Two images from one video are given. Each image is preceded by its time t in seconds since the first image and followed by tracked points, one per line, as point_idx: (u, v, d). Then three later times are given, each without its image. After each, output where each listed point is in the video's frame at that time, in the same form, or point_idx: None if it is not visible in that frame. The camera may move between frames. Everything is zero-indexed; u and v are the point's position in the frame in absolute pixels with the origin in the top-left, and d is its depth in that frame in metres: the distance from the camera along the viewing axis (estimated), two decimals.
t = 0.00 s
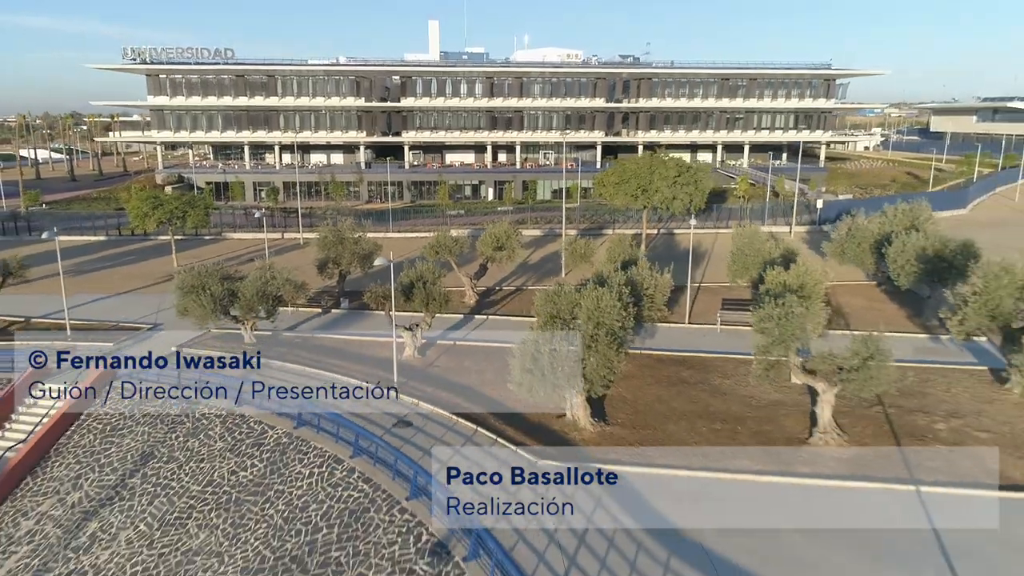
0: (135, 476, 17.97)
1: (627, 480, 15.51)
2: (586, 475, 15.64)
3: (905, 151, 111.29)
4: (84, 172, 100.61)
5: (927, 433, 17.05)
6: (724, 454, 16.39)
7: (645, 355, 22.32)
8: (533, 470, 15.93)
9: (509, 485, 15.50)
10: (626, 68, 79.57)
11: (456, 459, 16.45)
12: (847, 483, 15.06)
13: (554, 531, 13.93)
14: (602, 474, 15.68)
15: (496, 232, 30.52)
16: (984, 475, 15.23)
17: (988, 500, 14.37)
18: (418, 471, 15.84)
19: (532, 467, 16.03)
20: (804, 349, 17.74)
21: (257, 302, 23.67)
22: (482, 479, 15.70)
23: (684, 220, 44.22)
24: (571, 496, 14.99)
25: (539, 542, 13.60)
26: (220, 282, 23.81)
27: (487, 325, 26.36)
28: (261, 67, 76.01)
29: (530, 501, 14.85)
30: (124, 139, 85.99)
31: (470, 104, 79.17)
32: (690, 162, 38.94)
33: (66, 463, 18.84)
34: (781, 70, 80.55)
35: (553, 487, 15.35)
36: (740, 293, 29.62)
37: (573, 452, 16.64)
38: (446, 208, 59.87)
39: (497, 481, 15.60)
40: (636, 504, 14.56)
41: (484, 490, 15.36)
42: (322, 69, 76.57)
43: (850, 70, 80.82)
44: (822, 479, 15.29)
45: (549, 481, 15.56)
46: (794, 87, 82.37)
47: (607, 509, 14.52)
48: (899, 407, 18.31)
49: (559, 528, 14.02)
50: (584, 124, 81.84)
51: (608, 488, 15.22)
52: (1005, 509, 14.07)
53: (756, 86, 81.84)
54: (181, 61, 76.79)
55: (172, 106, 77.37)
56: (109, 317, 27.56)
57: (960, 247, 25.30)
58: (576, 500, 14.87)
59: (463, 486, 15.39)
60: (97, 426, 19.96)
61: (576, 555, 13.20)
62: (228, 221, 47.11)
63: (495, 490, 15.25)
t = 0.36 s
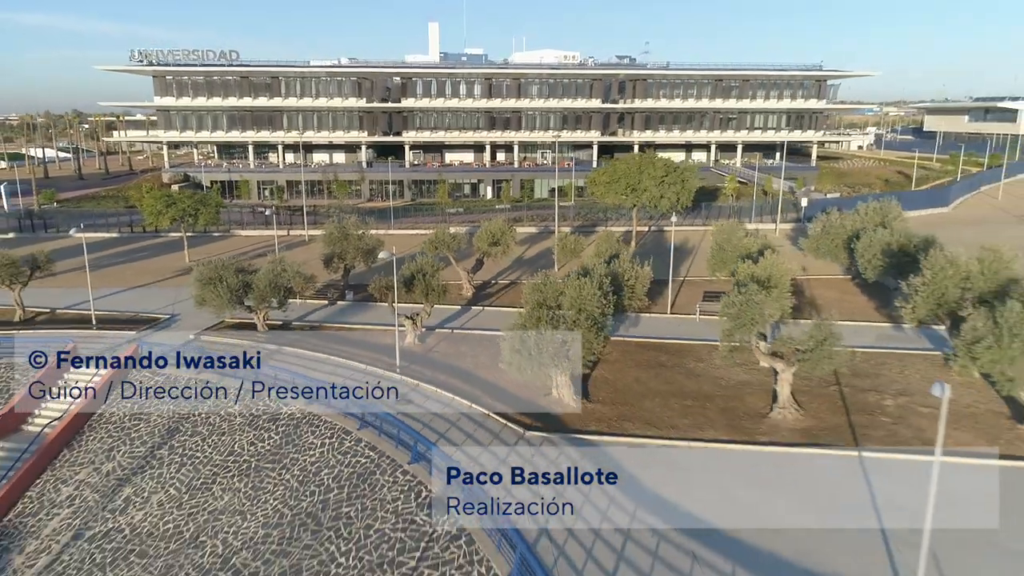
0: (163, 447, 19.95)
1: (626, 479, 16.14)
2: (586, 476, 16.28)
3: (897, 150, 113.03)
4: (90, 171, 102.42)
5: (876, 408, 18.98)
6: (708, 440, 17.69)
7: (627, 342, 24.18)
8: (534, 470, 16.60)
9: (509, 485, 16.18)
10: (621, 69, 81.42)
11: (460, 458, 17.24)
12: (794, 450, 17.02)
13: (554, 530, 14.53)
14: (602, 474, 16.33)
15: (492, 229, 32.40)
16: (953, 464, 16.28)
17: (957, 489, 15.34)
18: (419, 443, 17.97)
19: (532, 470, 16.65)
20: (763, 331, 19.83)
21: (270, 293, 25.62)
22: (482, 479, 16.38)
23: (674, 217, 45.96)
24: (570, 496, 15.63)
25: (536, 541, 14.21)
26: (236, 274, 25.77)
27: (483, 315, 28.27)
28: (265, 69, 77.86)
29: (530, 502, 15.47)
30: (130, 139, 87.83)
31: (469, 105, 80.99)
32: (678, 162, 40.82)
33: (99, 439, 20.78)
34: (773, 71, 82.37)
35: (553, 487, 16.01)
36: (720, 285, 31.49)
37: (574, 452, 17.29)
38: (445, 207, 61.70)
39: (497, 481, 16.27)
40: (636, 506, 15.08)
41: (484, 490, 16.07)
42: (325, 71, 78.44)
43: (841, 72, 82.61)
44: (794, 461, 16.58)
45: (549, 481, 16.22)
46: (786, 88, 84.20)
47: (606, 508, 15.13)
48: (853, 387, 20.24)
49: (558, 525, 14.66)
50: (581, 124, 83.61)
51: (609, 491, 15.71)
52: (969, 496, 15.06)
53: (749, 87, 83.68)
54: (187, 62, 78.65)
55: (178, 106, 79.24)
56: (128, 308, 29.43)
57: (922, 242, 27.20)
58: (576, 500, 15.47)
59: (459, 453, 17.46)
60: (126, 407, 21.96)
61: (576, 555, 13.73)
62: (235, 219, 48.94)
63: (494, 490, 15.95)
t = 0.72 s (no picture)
0: (188, 423, 21.92)
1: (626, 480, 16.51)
2: (586, 475, 16.72)
3: (889, 150, 114.92)
4: (97, 170, 104.34)
5: (835, 388, 20.85)
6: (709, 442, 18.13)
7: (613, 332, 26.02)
8: (534, 470, 17.01)
9: (509, 484, 16.60)
10: (616, 71, 83.29)
11: (462, 456, 17.82)
12: (756, 424, 18.92)
13: (553, 529, 14.91)
14: (601, 474, 16.76)
15: (488, 227, 34.31)
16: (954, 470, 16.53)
17: (958, 496, 15.56)
18: (420, 418, 19.78)
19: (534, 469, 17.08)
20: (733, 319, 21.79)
21: (281, 286, 27.53)
22: (481, 479, 16.84)
23: (664, 214, 47.78)
24: (570, 495, 16.05)
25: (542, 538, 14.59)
26: (249, 269, 27.65)
27: (479, 306, 30.15)
28: (269, 71, 79.73)
29: (529, 501, 15.83)
30: (136, 139, 89.68)
31: (468, 105, 82.87)
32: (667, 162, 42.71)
33: (127, 416, 22.75)
34: (766, 72, 84.18)
35: (553, 486, 16.43)
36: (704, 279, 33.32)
37: (575, 453, 17.71)
38: (445, 205, 63.59)
39: (496, 481, 16.68)
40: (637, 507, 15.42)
41: (484, 491, 16.56)
42: (327, 72, 80.39)
43: (832, 73, 84.42)
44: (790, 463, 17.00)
45: (549, 481, 16.64)
46: (778, 88, 86.08)
47: (605, 508, 15.52)
48: (816, 370, 22.11)
49: (556, 524, 15.07)
50: (578, 124, 85.58)
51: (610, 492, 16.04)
52: (970, 503, 15.27)
53: (743, 87, 85.53)
54: (193, 64, 80.53)
55: (184, 107, 81.16)
56: (147, 300, 31.31)
57: (889, 238, 29.19)
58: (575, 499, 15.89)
59: (457, 426, 19.26)
60: (149, 388, 23.89)
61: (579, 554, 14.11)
62: (243, 217, 50.82)
63: (495, 491, 16.42)
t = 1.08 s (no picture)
0: (208, 403, 23.87)
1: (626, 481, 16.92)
2: (586, 476, 17.14)
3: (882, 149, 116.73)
4: (103, 168, 106.24)
5: (798, 370, 22.87)
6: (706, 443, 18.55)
7: (599, 322, 28.02)
8: (534, 470, 17.36)
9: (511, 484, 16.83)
10: (612, 72, 85.12)
11: (462, 450, 18.41)
12: (725, 401, 20.92)
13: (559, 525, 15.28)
14: (601, 474, 17.21)
15: (484, 224, 36.27)
16: (948, 472, 16.99)
17: (954, 499, 15.99)
18: (421, 392, 21.52)
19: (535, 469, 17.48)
20: (708, 307, 23.70)
21: (291, 278, 29.51)
22: (481, 479, 17.23)
23: (655, 212, 49.65)
24: (569, 495, 16.45)
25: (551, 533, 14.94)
26: (261, 262, 29.63)
27: (476, 297, 32.15)
28: (273, 72, 81.61)
29: (530, 501, 16.08)
30: (142, 138, 91.51)
31: (467, 106, 84.77)
32: (657, 163, 44.63)
33: (151, 396, 24.75)
34: (759, 73, 86.02)
35: (554, 487, 16.80)
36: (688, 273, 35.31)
37: (575, 453, 18.18)
38: (445, 203, 65.46)
39: (497, 481, 16.99)
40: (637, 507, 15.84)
41: (484, 491, 16.97)
42: (329, 74, 82.30)
43: (823, 74, 86.29)
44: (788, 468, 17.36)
45: (549, 481, 17.01)
46: (770, 89, 87.95)
47: (605, 508, 15.94)
48: (785, 355, 24.07)
49: (557, 523, 15.40)
50: (575, 124, 87.39)
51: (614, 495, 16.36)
52: (966, 506, 15.72)
53: (736, 88, 87.38)
54: (199, 65, 82.39)
55: (190, 108, 83.02)
56: (164, 292, 33.28)
57: (860, 234, 31.15)
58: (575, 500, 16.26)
59: (457, 405, 20.99)
60: (171, 370, 25.89)
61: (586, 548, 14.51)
62: (249, 214, 52.74)
63: (494, 491, 16.83)
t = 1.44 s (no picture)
0: (225, 386, 25.87)
1: (631, 476, 17.04)
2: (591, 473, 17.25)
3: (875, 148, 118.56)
4: (109, 167, 108.12)
5: (769, 356, 24.79)
6: (695, 437, 18.97)
7: (588, 312, 29.95)
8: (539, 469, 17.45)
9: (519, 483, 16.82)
10: (608, 73, 87.01)
11: (459, 424, 20.16)
12: (701, 384, 22.76)
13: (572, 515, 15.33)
14: (605, 470, 17.35)
15: (481, 221, 38.22)
16: (942, 462, 17.48)
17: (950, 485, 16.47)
18: (422, 374, 23.46)
19: (530, 463, 17.79)
20: (685, 297, 25.66)
21: (299, 272, 31.43)
22: (487, 478, 17.45)
23: (647, 210, 51.57)
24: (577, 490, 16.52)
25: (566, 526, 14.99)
26: (271, 257, 31.56)
27: (473, 291, 34.08)
28: (277, 73, 83.49)
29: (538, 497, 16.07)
30: (148, 138, 93.38)
31: (467, 106, 86.69)
32: (648, 163, 46.55)
33: (172, 381, 26.71)
34: (752, 75, 87.88)
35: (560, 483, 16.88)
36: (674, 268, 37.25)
37: (577, 453, 18.28)
38: (444, 202, 67.26)
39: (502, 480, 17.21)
40: (644, 502, 15.92)
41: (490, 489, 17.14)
42: (332, 75, 84.24)
43: (815, 75, 88.17)
44: (783, 457, 17.82)
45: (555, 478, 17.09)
46: (763, 90, 89.83)
47: (612, 502, 16.02)
48: (758, 342, 26.02)
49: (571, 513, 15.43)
50: (572, 124, 89.19)
51: (607, 483, 16.70)
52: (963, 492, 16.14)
53: (730, 89, 89.29)
54: (204, 67, 84.27)
55: (195, 108, 84.88)
56: (178, 286, 35.21)
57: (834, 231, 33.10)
58: (582, 494, 16.32)
59: (457, 388, 22.72)
60: (190, 357, 27.87)
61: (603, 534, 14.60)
62: (255, 212, 54.65)
63: (501, 488, 16.90)
